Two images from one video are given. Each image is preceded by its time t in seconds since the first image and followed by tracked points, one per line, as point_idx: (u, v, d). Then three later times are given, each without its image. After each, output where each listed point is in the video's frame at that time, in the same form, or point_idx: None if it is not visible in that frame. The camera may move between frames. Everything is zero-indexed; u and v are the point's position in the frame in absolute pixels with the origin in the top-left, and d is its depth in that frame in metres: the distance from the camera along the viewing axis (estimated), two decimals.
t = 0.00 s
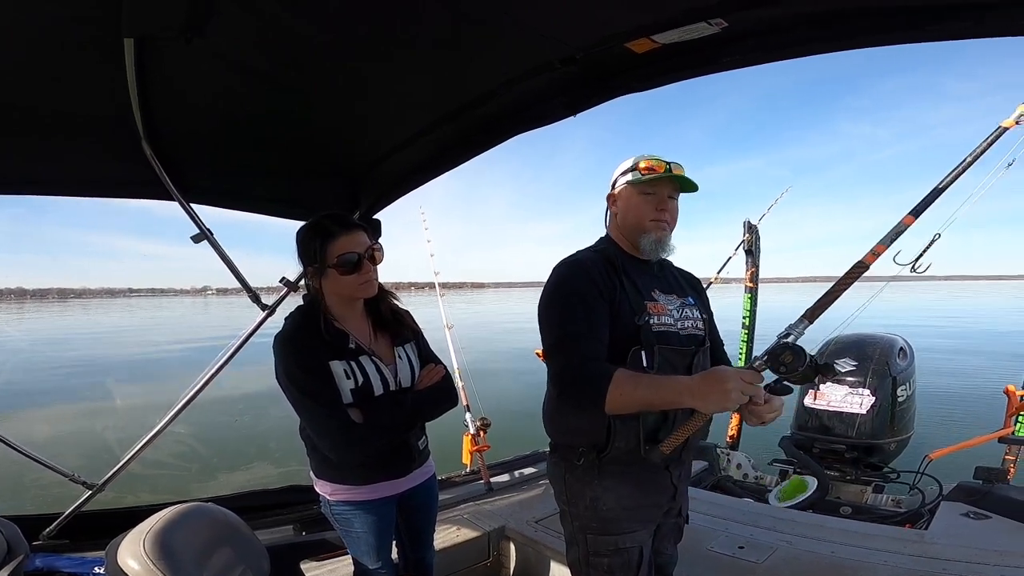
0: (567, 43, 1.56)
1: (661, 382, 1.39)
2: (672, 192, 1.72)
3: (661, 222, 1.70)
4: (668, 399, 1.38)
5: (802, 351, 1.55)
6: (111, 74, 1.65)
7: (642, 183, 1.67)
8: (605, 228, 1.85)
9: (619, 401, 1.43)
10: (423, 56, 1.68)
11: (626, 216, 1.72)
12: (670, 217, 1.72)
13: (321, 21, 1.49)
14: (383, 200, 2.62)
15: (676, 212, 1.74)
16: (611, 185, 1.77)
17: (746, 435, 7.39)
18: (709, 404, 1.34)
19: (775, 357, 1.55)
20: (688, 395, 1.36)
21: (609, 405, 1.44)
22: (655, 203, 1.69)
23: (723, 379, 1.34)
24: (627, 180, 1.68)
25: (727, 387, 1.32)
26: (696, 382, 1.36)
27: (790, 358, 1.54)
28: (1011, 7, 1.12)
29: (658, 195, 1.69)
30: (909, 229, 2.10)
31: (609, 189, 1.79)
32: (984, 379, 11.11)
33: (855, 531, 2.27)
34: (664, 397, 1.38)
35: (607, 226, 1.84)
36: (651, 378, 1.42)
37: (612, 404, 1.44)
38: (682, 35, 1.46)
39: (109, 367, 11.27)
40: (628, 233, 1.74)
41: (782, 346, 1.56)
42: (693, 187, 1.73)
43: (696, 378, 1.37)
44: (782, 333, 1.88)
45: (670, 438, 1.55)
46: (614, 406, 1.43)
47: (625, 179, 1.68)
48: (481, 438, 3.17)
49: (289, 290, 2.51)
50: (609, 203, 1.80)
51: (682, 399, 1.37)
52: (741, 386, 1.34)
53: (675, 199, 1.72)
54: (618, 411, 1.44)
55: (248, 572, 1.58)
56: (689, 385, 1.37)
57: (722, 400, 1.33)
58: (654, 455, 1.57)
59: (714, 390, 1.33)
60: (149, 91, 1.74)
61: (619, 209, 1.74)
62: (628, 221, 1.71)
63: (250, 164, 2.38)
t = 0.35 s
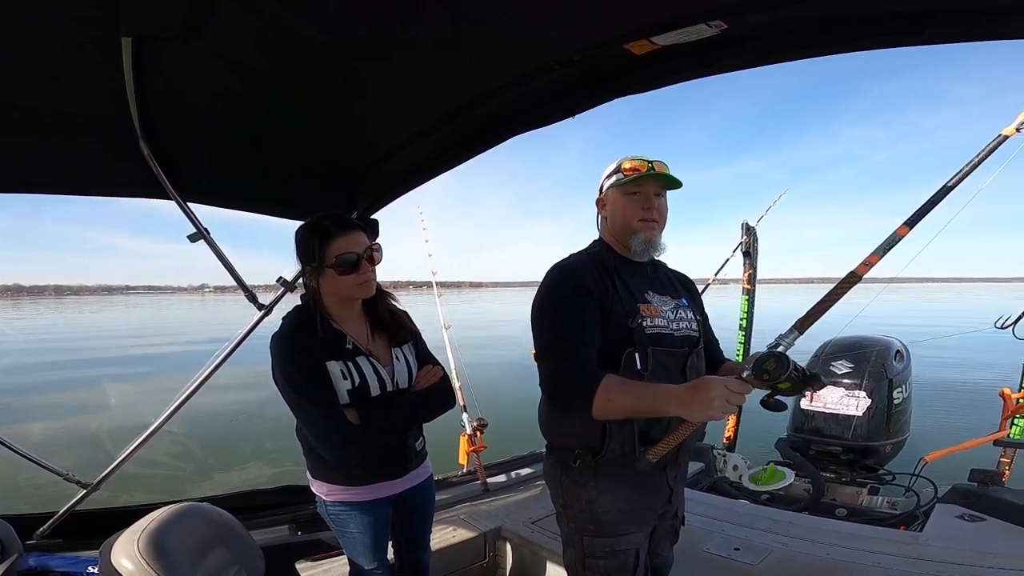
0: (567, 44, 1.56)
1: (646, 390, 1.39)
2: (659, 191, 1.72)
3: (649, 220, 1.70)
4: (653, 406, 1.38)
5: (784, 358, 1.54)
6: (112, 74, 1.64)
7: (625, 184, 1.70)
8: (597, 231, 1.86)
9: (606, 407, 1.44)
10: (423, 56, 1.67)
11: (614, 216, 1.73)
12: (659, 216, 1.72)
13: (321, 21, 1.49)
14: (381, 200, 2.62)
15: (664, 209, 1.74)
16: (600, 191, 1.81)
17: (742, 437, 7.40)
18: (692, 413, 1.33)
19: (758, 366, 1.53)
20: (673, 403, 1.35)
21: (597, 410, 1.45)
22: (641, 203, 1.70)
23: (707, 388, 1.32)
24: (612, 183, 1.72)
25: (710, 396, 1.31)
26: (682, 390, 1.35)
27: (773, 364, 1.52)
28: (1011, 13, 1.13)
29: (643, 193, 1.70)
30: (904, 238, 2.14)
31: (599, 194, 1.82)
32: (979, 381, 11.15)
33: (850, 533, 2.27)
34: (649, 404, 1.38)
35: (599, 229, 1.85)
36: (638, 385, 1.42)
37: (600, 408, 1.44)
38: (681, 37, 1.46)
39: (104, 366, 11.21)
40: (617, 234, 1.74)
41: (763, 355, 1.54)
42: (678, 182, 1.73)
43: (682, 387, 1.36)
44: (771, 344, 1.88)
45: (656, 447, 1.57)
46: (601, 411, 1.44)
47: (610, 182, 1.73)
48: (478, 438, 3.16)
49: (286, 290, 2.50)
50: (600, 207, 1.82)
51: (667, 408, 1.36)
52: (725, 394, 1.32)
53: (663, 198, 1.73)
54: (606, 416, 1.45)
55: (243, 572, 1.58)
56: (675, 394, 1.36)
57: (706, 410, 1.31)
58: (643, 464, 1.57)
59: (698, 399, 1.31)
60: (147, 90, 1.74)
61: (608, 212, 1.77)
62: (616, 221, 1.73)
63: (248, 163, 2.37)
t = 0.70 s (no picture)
0: (567, 44, 1.56)
1: (642, 388, 1.39)
2: (659, 185, 1.72)
3: (655, 217, 1.69)
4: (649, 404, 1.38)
5: (777, 350, 1.52)
6: (113, 74, 1.65)
7: (627, 181, 1.70)
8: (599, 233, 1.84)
9: (603, 407, 1.44)
10: (423, 56, 1.68)
11: (619, 214, 1.71)
12: (663, 211, 1.72)
13: (320, 21, 1.49)
14: (388, 200, 2.63)
15: (667, 205, 1.74)
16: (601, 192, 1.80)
17: (749, 438, 7.37)
18: (688, 410, 1.32)
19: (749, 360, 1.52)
20: (669, 401, 1.35)
21: (594, 411, 1.45)
22: (644, 196, 1.69)
23: (701, 384, 1.30)
24: (614, 181, 1.72)
25: (705, 392, 1.29)
26: (677, 388, 1.34)
27: (765, 357, 1.51)
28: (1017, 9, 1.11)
29: (646, 187, 1.70)
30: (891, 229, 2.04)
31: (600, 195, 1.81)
32: (991, 382, 11.04)
33: (858, 535, 2.26)
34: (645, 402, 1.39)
35: (602, 230, 1.83)
36: (634, 385, 1.42)
37: (597, 409, 1.45)
38: (692, 36, 1.44)
39: (114, 365, 11.30)
40: (623, 234, 1.72)
41: (757, 347, 1.53)
42: (679, 177, 1.74)
43: (678, 384, 1.35)
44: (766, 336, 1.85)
45: (656, 445, 1.57)
46: (598, 411, 1.45)
47: (611, 182, 1.73)
48: (484, 439, 3.16)
49: (293, 290, 2.51)
50: (601, 208, 1.81)
51: (664, 406, 1.35)
52: (719, 390, 1.30)
53: (664, 193, 1.73)
54: (603, 416, 1.45)
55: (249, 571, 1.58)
56: (671, 391, 1.35)
57: (701, 406, 1.30)
58: (643, 464, 1.57)
59: (693, 396, 1.30)
60: (150, 90, 1.75)
61: (611, 211, 1.75)
62: (621, 219, 1.71)
63: (253, 164, 2.38)
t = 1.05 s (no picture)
0: (566, 46, 1.57)
1: (634, 380, 1.40)
2: (663, 193, 1.73)
3: (658, 224, 1.71)
4: (645, 395, 1.39)
5: (758, 323, 1.53)
6: (113, 74, 1.66)
7: (636, 190, 1.67)
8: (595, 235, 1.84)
9: (599, 403, 1.44)
10: (422, 57, 1.68)
11: (623, 220, 1.70)
12: (665, 219, 1.73)
13: (320, 21, 1.50)
14: (387, 201, 2.63)
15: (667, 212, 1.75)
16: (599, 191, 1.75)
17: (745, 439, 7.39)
18: (685, 393, 1.33)
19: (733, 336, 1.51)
20: (664, 387, 1.36)
21: (591, 408, 1.46)
22: (650, 207, 1.69)
23: (693, 366, 1.33)
24: (619, 188, 1.68)
25: (698, 373, 1.31)
26: (669, 374, 1.36)
27: (748, 330, 1.51)
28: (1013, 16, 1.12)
29: (653, 199, 1.69)
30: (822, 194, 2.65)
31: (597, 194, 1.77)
32: (987, 385, 11.08)
33: (854, 536, 2.26)
34: (640, 393, 1.39)
35: (598, 233, 1.82)
36: (627, 377, 1.43)
37: (593, 407, 1.46)
38: (689, 40, 1.45)
39: (111, 366, 11.27)
40: (625, 238, 1.72)
41: (739, 321, 1.53)
42: (684, 189, 1.75)
43: (669, 369, 1.37)
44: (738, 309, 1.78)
45: (661, 436, 1.56)
46: (596, 407, 1.45)
47: (617, 186, 1.68)
48: (481, 440, 3.16)
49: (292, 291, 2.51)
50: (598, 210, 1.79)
51: (659, 394, 1.37)
52: (712, 368, 1.33)
53: (666, 201, 1.74)
54: (602, 412, 1.46)
55: (246, 573, 1.58)
56: (663, 377, 1.37)
57: (698, 387, 1.32)
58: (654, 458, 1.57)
59: (687, 379, 1.32)
60: (149, 90, 1.75)
61: (612, 216, 1.73)
62: (625, 224, 1.69)
63: (252, 164, 2.39)
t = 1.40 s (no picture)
0: (566, 47, 1.57)
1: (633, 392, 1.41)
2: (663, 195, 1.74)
3: (660, 224, 1.72)
4: (643, 408, 1.40)
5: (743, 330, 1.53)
6: (113, 74, 1.66)
7: (641, 190, 1.67)
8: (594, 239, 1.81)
9: (599, 412, 1.46)
10: (422, 57, 1.69)
11: (627, 221, 1.69)
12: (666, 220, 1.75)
13: (320, 21, 1.50)
14: (388, 204, 2.64)
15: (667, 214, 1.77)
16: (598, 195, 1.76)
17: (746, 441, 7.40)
18: (683, 409, 1.33)
19: (724, 347, 1.52)
20: (662, 402, 1.36)
21: (590, 418, 1.47)
22: (654, 207, 1.69)
23: (689, 382, 1.31)
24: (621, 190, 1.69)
25: (694, 389, 1.30)
26: (667, 389, 1.35)
27: (738, 341, 1.51)
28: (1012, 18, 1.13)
29: (655, 200, 1.70)
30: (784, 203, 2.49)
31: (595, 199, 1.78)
32: (987, 386, 11.08)
33: (856, 537, 2.26)
34: (639, 405, 1.40)
35: (597, 237, 1.81)
36: (626, 389, 1.44)
37: (592, 416, 1.47)
38: (687, 43, 1.46)
39: (111, 369, 11.26)
40: (627, 238, 1.72)
41: (726, 332, 1.53)
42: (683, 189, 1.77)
43: (667, 384, 1.36)
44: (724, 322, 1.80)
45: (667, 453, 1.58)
46: (594, 417, 1.47)
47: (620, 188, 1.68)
48: (482, 443, 3.16)
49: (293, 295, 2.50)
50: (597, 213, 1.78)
51: (657, 407, 1.37)
52: (708, 383, 1.31)
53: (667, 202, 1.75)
54: (599, 421, 1.47)
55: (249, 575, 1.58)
56: (662, 392, 1.36)
57: (694, 403, 1.31)
58: (660, 474, 1.60)
59: (684, 395, 1.32)
60: (150, 91, 1.76)
61: (615, 217, 1.71)
62: (629, 224, 1.69)
63: (252, 165, 2.39)
